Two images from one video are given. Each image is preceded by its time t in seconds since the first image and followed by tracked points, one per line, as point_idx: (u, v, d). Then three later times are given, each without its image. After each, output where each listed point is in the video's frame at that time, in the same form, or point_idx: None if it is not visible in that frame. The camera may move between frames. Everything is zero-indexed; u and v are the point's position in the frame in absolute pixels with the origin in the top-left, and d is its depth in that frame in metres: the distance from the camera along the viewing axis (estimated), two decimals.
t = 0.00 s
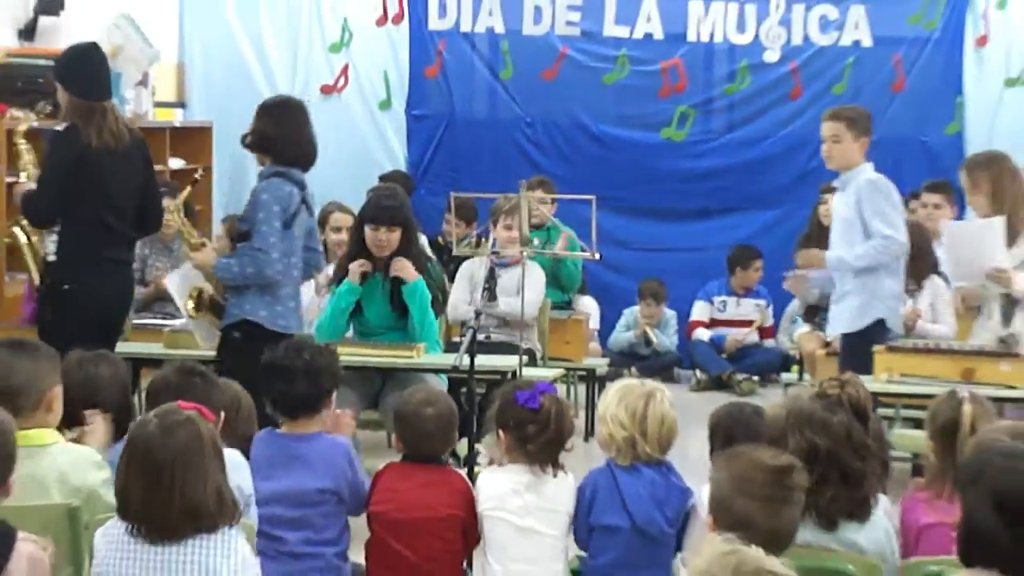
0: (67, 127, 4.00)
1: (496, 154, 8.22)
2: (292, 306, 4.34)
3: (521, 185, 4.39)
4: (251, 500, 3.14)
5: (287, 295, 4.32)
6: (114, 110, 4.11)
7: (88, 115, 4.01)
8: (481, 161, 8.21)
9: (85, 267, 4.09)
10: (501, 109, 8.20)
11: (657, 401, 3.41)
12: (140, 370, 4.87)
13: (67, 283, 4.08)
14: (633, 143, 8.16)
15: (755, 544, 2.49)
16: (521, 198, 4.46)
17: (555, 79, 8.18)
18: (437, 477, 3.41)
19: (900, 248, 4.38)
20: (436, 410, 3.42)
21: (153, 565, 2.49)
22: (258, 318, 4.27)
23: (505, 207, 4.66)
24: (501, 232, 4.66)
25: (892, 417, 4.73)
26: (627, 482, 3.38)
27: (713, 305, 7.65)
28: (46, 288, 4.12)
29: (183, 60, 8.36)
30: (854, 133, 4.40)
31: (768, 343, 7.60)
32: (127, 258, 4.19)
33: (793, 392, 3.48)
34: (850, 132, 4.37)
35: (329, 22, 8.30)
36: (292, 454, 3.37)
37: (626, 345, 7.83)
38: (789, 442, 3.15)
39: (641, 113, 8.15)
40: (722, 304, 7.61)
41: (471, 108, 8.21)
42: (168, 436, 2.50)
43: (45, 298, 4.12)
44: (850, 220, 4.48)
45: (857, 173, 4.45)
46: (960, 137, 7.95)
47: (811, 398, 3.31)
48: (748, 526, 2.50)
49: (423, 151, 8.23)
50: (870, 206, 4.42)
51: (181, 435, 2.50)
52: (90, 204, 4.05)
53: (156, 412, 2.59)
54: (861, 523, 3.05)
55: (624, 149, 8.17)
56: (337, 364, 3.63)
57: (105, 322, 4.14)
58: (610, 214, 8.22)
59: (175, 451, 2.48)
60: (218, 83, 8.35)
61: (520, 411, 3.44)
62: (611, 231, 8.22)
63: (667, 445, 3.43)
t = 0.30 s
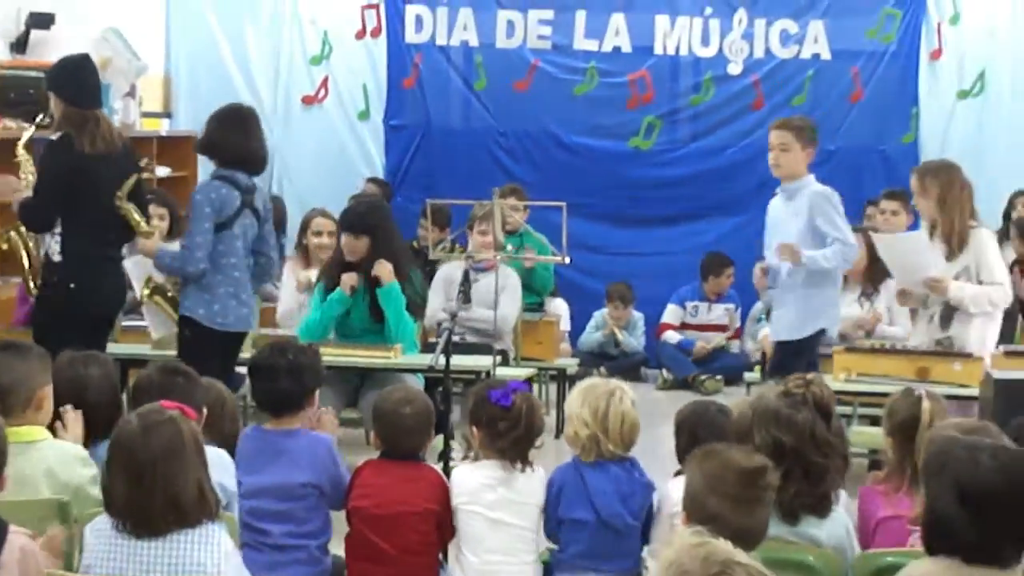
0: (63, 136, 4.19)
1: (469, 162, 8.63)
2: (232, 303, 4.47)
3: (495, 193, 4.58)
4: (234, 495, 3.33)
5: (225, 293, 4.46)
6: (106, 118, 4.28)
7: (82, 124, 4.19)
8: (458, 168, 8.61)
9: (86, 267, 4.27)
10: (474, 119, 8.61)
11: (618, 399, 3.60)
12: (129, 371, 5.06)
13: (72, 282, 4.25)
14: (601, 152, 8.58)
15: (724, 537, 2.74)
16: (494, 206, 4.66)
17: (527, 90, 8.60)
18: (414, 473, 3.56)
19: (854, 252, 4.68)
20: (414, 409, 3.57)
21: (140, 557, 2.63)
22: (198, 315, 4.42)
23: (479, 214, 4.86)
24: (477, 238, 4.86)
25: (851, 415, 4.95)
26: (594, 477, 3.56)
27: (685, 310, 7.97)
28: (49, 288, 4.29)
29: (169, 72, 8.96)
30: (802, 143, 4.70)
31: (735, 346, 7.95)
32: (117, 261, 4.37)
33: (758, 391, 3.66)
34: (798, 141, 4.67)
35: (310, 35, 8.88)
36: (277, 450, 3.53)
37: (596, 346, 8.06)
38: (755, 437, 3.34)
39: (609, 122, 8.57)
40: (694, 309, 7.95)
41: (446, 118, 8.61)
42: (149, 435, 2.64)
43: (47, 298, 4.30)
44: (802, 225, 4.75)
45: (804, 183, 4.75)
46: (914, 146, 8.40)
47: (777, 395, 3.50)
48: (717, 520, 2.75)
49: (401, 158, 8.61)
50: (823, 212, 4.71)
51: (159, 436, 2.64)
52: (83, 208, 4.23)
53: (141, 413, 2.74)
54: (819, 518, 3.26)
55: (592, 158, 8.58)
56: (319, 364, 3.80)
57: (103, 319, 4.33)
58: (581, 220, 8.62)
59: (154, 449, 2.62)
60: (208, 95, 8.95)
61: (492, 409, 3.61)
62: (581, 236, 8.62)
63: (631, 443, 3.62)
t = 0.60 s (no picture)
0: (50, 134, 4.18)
1: (454, 162, 8.63)
2: (212, 302, 4.48)
3: (480, 195, 4.58)
4: (220, 497, 3.26)
5: (203, 292, 4.47)
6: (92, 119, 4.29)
7: (68, 122, 4.19)
8: (442, 169, 8.61)
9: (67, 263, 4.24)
10: (459, 120, 8.64)
11: (599, 400, 3.57)
12: (112, 372, 5.05)
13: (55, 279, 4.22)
14: (586, 152, 8.59)
15: (711, 539, 2.77)
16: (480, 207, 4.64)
17: (511, 91, 8.64)
18: (400, 475, 3.54)
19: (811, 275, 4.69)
20: (400, 410, 3.56)
21: (122, 562, 2.55)
22: (176, 314, 4.43)
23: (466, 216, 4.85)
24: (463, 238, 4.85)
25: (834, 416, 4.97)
26: (578, 482, 3.54)
27: (670, 313, 8.00)
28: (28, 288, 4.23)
29: (153, 72, 8.95)
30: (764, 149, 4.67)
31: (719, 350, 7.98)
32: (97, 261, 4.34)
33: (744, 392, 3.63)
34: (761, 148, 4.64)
35: (294, 37, 9.00)
36: (263, 451, 3.51)
37: (580, 346, 8.08)
38: (739, 437, 3.36)
39: (594, 123, 8.61)
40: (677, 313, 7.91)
41: (431, 118, 8.62)
42: (129, 438, 2.57)
43: (26, 296, 4.25)
44: (757, 235, 4.73)
45: (763, 193, 4.72)
46: (900, 147, 8.45)
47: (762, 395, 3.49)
48: (705, 522, 2.77)
49: (385, 159, 8.58)
50: (782, 226, 4.68)
51: (140, 440, 2.56)
52: (66, 207, 4.21)
53: (119, 415, 2.66)
54: (803, 518, 3.24)
55: (578, 159, 8.60)
56: (304, 365, 3.77)
57: (83, 317, 4.30)
58: (565, 221, 8.63)
59: (134, 452, 2.55)
60: (192, 95, 8.98)
61: (479, 409, 3.59)
62: (564, 238, 8.64)
63: (611, 447, 3.57)
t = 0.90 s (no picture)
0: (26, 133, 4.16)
1: (441, 162, 8.67)
2: (205, 301, 4.47)
3: (467, 195, 4.58)
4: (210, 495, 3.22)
5: (198, 291, 4.46)
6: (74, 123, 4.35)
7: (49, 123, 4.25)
8: (428, 170, 8.65)
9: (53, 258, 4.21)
10: (446, 121, 8.66)
11: (587, 401, 3.56)
12: (101, 372, 5.05)
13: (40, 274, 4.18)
14: (573, 151, 8.62)
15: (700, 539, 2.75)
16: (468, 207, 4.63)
17: (498, 91, 8.65)
18: (389, 475, 3.53)
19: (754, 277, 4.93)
20: (390, 411, 3.54)
21: (111, 562, 2.54)
22: (173, 313, 4.41)
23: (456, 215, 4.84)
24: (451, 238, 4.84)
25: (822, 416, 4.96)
26: (566, 481, 3.54)
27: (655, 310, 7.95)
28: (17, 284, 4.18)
29: (140, 72, 8.99)
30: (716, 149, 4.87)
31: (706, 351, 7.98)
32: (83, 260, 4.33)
33: (732, 391, 3.61)
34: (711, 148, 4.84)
35: (281, 36, 9.00)
36: (252, 450, 3.48)
37: (568, 346, 8.08)
38: (725, 435, 3.36)
39: (582, 123, 8.62)
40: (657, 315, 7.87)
41: (419, 118, 8.65)
42: (118, 438, 2.54)
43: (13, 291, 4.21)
44: (716, 235, 4.94)
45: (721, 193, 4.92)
46: (887, 146, 8.45)
47: (750, 395, 3.49)
48: (695, 523, 2.76)
49: (371, 160, 8.62)
50: (736, 224, 4.91)
51: (130, 440, 2.53)
52: (61, 218, 4.24)
53: (107, 414, 2.63)
54: (790, 518, 3.22)
55: (565, 159, 8.62)
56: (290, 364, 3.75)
57: (71, 312, 4.32)
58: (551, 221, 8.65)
59: (124, 453, 2.52)
60: (181, 96, 9.02)
61: (469, 408, 3.56)
62: (552, 238, 8.66)
63: (598, 447, 3.57)
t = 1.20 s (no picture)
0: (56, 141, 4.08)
1: (427, 163, 8.68)
2: (195, 301, 4.47)
3: (455, 195, 4.58)
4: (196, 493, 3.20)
5: (190, 290, 4.46)
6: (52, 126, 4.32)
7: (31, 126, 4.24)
8: (416, 170, 8.65)
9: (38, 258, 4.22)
10: (434, 122, 8.66)
11: (575, 404, 3.54)
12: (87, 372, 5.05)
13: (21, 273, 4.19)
14: (561, 151, 8.62)
15: (689, 538, 2.74)
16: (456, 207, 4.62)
17: (484, 92, 8.66)
18: (376, 475, 3.50)
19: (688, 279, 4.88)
20: (377, 410, 3.51)
21: (103, 563, 2.52)
22: (164, 312, 4.40)
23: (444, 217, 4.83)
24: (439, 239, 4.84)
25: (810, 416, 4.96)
26: (554, 481, 3.51)
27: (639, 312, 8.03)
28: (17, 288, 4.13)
29: (128, 72, 8.96)
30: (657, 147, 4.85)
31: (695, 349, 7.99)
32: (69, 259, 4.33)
33: (718, 390, 3.59)
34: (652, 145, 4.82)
35: (269, 37, 9.01)
36: (241, 450, 3.46)
37: (556, 347, 8.05)
38: (712, 435, 3.36)
39: (569, 124, 8.62)
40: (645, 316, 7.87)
41: (406, 118, 8.66)
42: (113, 438, 2.51)
43: None
44: (660, 233, 4.91)
45: (666, 190, 4.91)
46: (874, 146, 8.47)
47: (737, 394, 3.48)
48: (684, 520, 2.75)
49: (359, 159, 8.62)
50: (680, 222, 4.88)
51: (126, 441, 2.51)
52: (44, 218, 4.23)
53: (101, 415, 2.60)
54: (777, 518, 3.21)
55: (552, 159, 8.62)
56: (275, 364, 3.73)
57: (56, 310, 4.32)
58: (540, 221, 8.66)
59: (119, 454, 2.50)
60: (167, 96, 9.01)
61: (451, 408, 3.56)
62: (540, 238, 8.67)
63: (585, 449, 3.55)
